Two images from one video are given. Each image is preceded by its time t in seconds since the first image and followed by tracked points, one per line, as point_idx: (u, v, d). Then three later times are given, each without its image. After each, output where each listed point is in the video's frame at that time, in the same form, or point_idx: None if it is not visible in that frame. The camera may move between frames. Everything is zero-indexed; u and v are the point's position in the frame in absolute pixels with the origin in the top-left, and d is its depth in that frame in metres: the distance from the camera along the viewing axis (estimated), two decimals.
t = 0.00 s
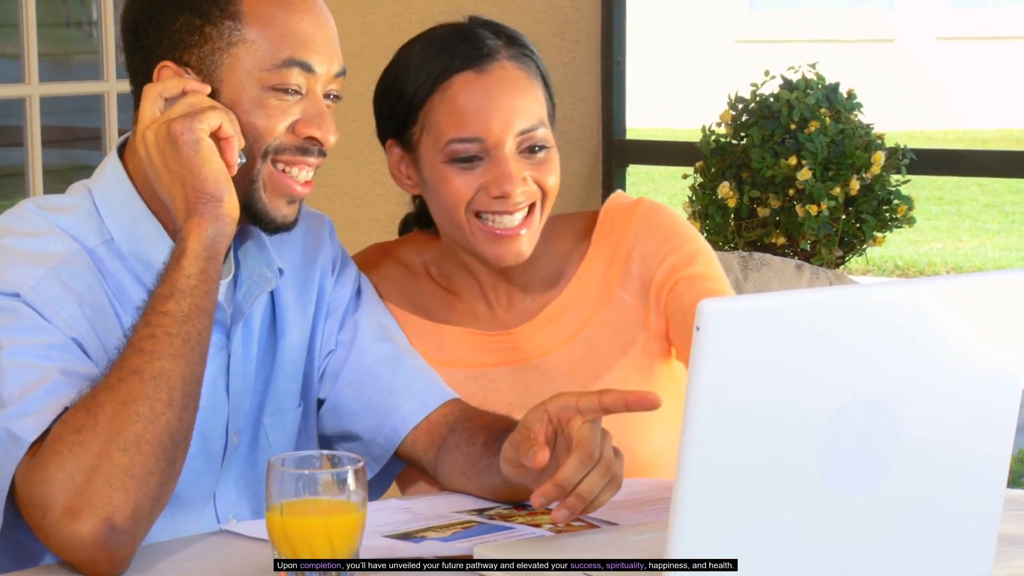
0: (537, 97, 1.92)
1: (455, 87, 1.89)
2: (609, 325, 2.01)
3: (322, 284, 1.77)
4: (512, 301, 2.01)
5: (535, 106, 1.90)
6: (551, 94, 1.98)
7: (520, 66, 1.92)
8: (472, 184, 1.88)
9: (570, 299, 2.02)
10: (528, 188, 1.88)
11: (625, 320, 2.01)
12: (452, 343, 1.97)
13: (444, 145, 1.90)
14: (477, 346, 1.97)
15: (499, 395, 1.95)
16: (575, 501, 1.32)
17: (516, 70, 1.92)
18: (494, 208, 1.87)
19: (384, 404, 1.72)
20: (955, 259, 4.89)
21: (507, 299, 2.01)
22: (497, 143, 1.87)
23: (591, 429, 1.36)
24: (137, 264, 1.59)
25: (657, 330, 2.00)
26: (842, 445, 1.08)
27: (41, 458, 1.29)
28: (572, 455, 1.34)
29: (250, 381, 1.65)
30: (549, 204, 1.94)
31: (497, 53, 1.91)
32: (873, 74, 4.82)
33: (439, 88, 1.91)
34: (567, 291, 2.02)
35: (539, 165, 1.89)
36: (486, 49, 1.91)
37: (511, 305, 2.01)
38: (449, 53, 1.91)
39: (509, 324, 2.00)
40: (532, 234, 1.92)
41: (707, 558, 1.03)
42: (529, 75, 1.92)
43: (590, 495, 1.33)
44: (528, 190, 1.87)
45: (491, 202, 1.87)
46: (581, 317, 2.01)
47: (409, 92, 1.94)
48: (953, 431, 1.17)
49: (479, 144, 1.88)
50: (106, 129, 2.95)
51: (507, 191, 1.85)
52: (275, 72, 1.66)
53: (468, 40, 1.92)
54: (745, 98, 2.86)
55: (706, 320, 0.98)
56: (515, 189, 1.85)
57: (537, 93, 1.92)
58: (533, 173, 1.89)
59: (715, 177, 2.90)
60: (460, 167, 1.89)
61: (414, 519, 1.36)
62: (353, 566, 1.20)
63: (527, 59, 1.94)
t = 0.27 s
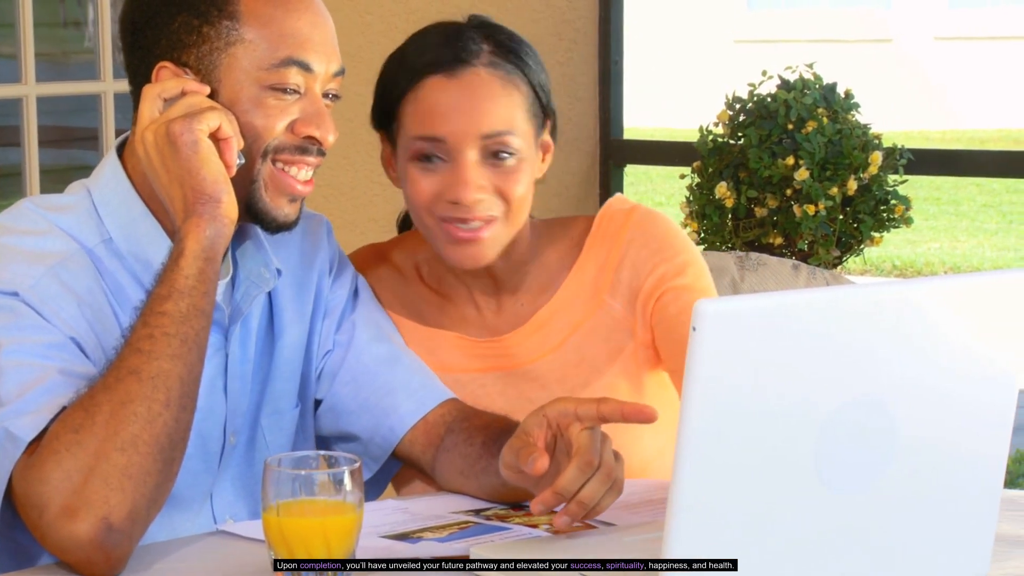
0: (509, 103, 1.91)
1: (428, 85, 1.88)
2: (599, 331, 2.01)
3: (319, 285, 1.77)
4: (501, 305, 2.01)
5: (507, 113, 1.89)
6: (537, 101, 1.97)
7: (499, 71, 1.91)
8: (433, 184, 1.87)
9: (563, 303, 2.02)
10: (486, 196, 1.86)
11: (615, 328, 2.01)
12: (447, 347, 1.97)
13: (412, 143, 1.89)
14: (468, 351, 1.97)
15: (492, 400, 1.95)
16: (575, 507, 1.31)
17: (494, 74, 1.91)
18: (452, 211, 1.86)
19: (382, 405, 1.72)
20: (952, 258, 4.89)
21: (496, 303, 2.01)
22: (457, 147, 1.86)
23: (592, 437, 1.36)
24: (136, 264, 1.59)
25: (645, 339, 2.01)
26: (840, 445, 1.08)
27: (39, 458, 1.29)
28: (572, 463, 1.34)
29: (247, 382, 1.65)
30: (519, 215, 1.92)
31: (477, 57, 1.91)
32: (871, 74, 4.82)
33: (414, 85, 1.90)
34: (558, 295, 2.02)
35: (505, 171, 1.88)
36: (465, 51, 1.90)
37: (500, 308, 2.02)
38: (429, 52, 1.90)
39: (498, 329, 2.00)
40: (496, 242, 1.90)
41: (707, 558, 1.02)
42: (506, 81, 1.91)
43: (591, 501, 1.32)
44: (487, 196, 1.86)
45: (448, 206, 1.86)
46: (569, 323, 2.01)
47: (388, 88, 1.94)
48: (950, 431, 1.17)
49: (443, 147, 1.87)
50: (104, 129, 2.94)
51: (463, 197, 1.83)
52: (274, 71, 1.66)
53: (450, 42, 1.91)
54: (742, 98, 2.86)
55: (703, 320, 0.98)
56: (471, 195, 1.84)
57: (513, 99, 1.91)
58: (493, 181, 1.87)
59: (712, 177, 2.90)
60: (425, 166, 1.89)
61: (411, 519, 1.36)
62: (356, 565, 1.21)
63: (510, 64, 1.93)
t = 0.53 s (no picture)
0: (492, 84, 1.92)
1: (421, 60, 1.93)
2: (609, 336, 2.01)
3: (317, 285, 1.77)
4: (510, 306, 2.01)
5: (485, 90, 1.91)
6: (543, 99, 1.98)
7: (493, 54, 1.94)
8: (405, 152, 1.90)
9: (576, 304, 2.01)
10: (441, 165, 1.87)
11: (624, 333, 2.02)
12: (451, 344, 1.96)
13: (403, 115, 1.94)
14: (476, 348, 1.96)
15: (497, 399, 1.95)
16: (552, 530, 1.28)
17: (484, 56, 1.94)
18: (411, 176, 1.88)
19: (381, 406, 1.72)
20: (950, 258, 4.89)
21: (505, 304, 2.01)
22: (428, 114, 1.89)
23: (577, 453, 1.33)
24: (133, 265, 1.59)
25: (655, 345, 2.01)
26: (838, 445, 1.07)
27: (34, 460, 1.29)
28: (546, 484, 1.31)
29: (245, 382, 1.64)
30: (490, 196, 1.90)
31: (473, 37, 1.94)
32: (870, 73, 4.82)
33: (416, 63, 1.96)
34: (571, 296, 2.01)
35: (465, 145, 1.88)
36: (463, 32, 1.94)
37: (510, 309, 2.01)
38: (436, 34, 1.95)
39: (508, 327, 1.99)
40: (457, 220, 1.89)
41: (707, 558, 1.03)
42: (495, 60, 1.93)
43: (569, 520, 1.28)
44: (439, 165, 1.87)
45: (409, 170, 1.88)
46: (579, 327, 2.00)
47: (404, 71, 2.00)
48: (947, 431, 1.17)
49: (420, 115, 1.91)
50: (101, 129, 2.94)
51: (414, 159, 1.85)
52: (261, 59, 1.66)
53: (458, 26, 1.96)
54: (740, 98, 2.87)
55: (699, 320, 0.98)
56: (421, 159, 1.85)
57: (499, 81, 1.93)
58: (454, 153, 1.88)
59: (710, 177, 2.90)
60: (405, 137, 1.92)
61: (408, 519, 1.36)
62: (355, 565, 1.21)
63: (509, 52, 1.95)
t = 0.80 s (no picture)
0: (502, 89, 1.91)
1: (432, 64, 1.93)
2: (613, 337, 2.01)
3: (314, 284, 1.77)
4: (517, 306, 2.02)
5: (496, 96, 1.90)
6: (554, 101, 1.97)
7: (503, 59, 1.93)
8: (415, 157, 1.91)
9: (584, 304, 2.01)
10: (453, 174, 1.87)
11: (629, 334, 2.02)
12: (456, 344, 1.96)
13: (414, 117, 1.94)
14: (481, 348, 1.96)
15: (502, 399, 1.94)
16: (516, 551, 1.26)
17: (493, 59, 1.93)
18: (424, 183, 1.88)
19: (380, 405, 1.72)
20: (951, 258, 4.89)
21: (513, 303, 2.02)
22: (439, 121, 1.89)
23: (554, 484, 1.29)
24: (127, 265, 1.59)
25: (659, 347, 2.00)
26: (839, 445, 1.07)
27: (28, 460, 1.29)
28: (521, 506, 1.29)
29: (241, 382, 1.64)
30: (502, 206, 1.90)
31: (482, 40, 1.93)
32: (870, 74, 4.83)
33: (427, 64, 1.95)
34: (578, 296, 2.01)
35: (478, 153, 1.88)
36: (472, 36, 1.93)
37: (518, 309, 2.02)
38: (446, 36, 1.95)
39: (514, 327, 2.00)
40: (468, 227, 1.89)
41: (707, 558, 1.03)
42: (505, 66, 1.92)
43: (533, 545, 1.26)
44: (450, 173, 1.87)
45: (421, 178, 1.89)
46: (585, 327, 2.01)
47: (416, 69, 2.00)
48: (946, 431, 1.17)
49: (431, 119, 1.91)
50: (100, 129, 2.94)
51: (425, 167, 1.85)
52: (246, 58, 1.65)
53: (468, 29, 1.95)
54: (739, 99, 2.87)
55: (698, 321, 0.98)
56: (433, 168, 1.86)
57: (509, 86, 1.92)
58: (466, 160, 1.88)
59: (710, 178, 2.90)
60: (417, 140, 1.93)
61: (406, 519, 1.36)
62: (354, 564, 1.20)
63: (519, 55, 1.94)
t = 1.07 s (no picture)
0: (526, 93, 1.92)
1: (446, 69, 1.91)
2: (610, 336, 2.01)
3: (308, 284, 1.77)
4: (514, 305, 2.02)
5: (522, 101, 1.91)
6: (563, 100, 1.99)
7: (521, 61, 1.93)
8: (438, 165, 1.89)
9: (580, 305, 2.01)
10: (489, 180, 1.87)
11: (626, 334, 2.01)
12: (453, 345, 1.96)
13: (424, 122, 1.91)
14: (478, 348, 1.96)
15: (498, 400, 1.95)
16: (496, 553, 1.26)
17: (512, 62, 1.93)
18: (453, 191, 1.87)
19: (376, 404, 1.71)
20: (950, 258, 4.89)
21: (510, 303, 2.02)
22: (466, 127, 1.88)
23: (544, 492, 1.28)
24: (119, 266, 1.58)
25: (657, 347, 2.00)
26: (838, 445, 1.07)
27: (26, 461, 1.29)
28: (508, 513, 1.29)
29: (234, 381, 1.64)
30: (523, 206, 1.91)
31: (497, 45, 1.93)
32: (870, 73, 4.83)
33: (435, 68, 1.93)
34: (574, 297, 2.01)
35: (510, 159, 1.89)
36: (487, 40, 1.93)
37: (515, 308, 2.02)
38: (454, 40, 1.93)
39: (511, 326, 2.00)
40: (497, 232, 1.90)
41: (707, 558, 1.03)
42: (522, 68, 1.93)
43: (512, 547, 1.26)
44: (486, 180, 1.87)
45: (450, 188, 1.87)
46: (580, 327, 2.01)
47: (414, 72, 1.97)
48: (945, 431, 1.17)
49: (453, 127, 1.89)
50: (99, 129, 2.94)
51: (461, 175, 1.84)
52: (256, 59, 1.67)
53: (477, 31, 1.94)
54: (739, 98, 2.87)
55: (697, 320, 0.98)
56: (469, 175, 1.85)
57: (530, 89, 1.93)
58: (498, 166, 1.88)
59: (709, 177, 2.90)
60: (433, 146, 1.90)
61: (405, 519, 1.36)
62: (354, 565, 1.20)
63: (532, 58, 1.95)
